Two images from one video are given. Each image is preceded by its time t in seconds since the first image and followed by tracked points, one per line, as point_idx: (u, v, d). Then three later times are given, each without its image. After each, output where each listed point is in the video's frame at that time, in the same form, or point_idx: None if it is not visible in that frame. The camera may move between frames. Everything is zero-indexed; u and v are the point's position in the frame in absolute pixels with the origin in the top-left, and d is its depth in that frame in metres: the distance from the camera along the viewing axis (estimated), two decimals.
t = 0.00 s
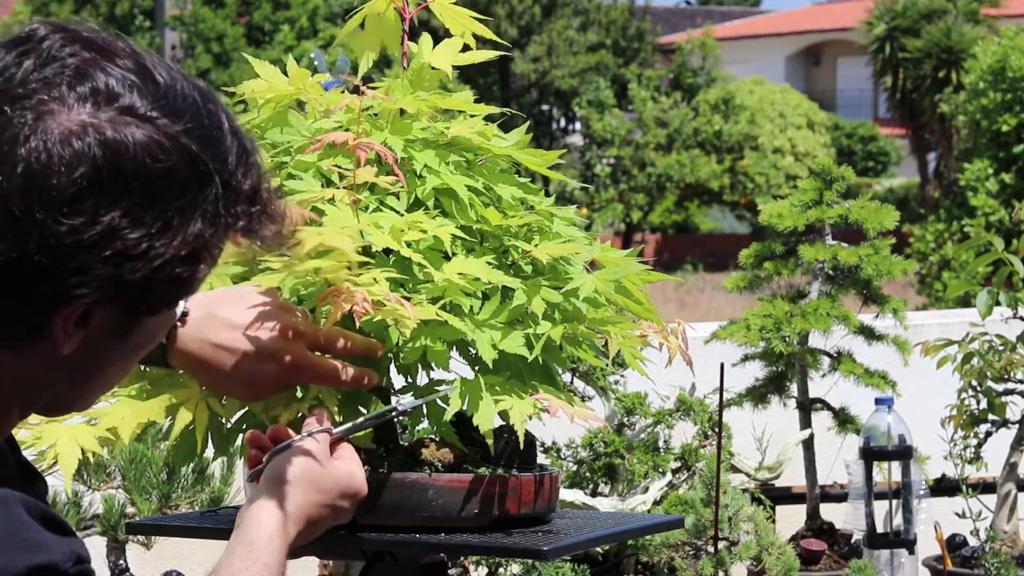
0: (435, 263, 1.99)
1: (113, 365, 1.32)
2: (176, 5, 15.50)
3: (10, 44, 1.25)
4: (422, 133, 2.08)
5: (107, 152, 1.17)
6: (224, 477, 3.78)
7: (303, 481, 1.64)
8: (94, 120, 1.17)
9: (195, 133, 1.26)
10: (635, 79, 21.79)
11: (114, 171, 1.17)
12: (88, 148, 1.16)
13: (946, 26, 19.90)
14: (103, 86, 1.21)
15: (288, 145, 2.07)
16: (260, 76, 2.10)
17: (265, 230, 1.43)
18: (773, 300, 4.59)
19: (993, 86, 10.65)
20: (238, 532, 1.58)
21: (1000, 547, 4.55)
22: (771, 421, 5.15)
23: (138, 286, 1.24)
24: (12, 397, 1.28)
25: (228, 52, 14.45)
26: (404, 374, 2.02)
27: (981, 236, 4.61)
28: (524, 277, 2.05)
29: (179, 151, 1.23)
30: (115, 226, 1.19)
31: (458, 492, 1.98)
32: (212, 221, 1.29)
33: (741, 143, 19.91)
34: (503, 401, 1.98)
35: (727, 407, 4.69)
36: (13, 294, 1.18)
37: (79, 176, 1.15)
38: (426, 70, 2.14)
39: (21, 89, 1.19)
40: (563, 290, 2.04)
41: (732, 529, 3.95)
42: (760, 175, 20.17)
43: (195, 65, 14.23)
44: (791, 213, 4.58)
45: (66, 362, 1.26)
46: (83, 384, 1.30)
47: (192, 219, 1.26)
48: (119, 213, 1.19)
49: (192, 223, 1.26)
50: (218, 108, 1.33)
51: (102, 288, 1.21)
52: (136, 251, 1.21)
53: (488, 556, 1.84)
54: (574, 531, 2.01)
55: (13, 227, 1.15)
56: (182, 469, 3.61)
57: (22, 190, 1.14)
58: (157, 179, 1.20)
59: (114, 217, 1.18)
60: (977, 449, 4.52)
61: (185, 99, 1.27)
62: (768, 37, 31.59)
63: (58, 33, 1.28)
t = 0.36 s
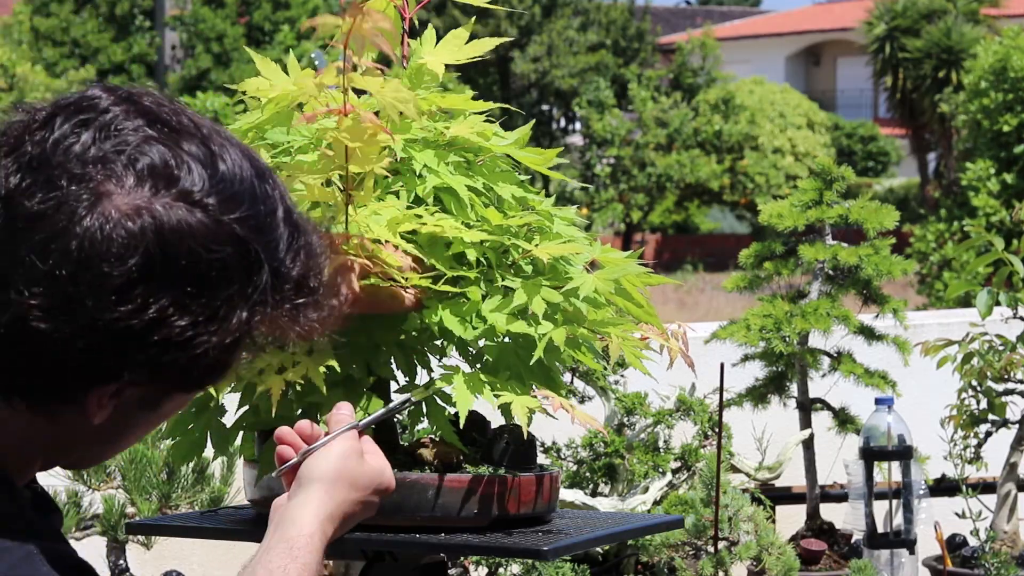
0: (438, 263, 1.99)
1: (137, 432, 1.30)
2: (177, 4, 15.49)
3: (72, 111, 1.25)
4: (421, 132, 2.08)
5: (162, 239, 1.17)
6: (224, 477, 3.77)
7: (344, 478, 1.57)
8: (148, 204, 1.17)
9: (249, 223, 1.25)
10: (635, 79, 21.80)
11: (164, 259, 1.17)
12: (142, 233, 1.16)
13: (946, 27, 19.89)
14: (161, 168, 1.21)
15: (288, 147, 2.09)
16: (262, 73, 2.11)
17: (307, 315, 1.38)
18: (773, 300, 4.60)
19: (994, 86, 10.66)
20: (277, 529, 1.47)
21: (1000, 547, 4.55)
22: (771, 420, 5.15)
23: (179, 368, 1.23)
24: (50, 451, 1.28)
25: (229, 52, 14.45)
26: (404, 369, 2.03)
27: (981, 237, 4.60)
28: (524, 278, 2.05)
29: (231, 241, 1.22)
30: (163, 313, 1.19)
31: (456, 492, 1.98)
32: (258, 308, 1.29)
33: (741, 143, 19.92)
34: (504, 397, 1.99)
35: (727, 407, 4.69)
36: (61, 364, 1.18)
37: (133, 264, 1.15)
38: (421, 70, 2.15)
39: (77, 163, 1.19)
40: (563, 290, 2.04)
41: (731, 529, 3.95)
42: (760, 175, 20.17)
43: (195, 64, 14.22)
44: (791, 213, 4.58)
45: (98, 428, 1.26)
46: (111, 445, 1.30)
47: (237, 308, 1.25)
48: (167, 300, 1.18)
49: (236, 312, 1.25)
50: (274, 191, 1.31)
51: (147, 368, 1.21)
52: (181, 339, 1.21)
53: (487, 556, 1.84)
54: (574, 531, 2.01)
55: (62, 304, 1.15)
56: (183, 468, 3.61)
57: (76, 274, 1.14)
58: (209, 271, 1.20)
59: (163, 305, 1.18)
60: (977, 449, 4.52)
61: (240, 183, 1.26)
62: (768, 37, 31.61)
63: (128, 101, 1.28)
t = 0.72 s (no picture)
0: (437, 263, 1.99)
1: (128, 385, 1.30)
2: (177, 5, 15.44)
3: (26, 74, 1.26)
4: (421, 133, 2.07)
5: (142, 180, 1.18)
6: (224, 478, 3.77)
7: (343, 471, 1.56)
8: (121, 149, 1.18)
9: (220, 154, 1.27)
10: (635, 79, 21.80)
11: (147, 199, 1.18)
12: (121, 178, 1.16)
13: (946, 27, 19.89)
14: (126, 114, 1.22)
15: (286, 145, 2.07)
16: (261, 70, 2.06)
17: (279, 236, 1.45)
18: (773, 300, 4.60)
19: (994, 86, 10.67)
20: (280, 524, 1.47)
21: (1000, 547, 4.55)
22: (771, 421, 5.15)
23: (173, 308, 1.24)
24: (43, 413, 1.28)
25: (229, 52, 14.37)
26: (404, 371, 2.02)
27: (981, 237, 4.60)
28: (524, 278, 2.05)
29: (206, 173, 1.24)
30: (151, 254, 1.20)
31: (457, 492, 1.97)
32: (239, 239, 1.30)
33: (741, 143, 19.91)
34: (506, 398, 1.99)
35: (727, 407, 4.69)
36: (51, 322, 1.18)
37: (118, 208, 1.16)
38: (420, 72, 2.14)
39: (44, 121, 1.19)
40: (563, 290, 2.04)
41: (731, 530, 3.95)
42: (760, 175, 20.16)
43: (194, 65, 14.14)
44: (791, 213, 4.58)
45: (98, 381, 1.26)
46: (104, 399, 1.29)
47: (219, 239, 1.27)
48: (154, 241, 1.20)
49: (219, 243, 1.27)
50: (231, 121, 1.34)
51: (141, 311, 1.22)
52: (171, 276, 1.22)
53: (488, 556, 1.84)
54: (574, 531, 2.01)
55: (50, 263, 1.15)
56: (183, 468, 3.61)
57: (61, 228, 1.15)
58: (190, 205, 1.22)
59: (150, 245, 1.19)
60: (977, 450, 4.52)
61: (201, 117, 1.28)
62: (768, 37, 31.62)
63: (74, 59, 1.29)
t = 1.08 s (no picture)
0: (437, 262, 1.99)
1: (81, 314, 1.27)
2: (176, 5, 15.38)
3: None
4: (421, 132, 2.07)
5: (49, 92, 1.15)
6: (224, 477, 3.77)
7: (292, 479, 1.43)
8: (23, 67, 1.15)
9: (125, 58, 1.25)
10: (635, 78, 21.80)
11: (58, 114, 1.15)
12: (27, 96, 1.13)
13: (946, 27, 19.88)
14: (25, 34, 1.19)
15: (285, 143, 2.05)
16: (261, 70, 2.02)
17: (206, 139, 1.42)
18: (773, 300, 4.60)
19: (994, 86, 10.68)
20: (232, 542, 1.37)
21: (1000, 547, 4.55)
22: (771, 421, 5.15)
23: (102, 219, 1.20)
24: None
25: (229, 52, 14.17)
26: (403, 370, 2.02)
27: (982, 237, 4.59)
28: (524, 278, 2.05)
29: (115, 79, 1.21)
30: (71, 164, 1.16)
31: (456, 492, 1.97)
32: (160, 138, 1.28)
33: (741, 143, 19.90)
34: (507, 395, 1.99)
35: (727, 407, 4.69)
36: None
37: (28, 122, 1.13)
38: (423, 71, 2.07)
39: None
40: (563, 289, 2.04)
41: (731, 530, 3.95)
42: (759, 175, 20.16)
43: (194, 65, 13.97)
44: (791, 213, 4.58)
45: (43, 309, 1.22)
46: (49, 333, 1.24)
47: (138, 139, 1.24)
48: (71, 150, 1.16)
49: (139, 143, 1.24)
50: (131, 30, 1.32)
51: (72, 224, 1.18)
52: (93, 185, 1.18)
53: (488, 555, 1.84)
54: (574, 531, 2.01)
55: None
56: (183, 468, 3.61)
57: None
58: (100, 110, 1.19)
59: (67, 155, 1.16)
60: (977, 450, 4.51)
61: (98, 26, 1.26)
62: (768, 37, 31.63)
63: None
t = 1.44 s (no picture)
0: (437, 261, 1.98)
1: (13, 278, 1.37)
2: (177, 5, 15.24)
3: None
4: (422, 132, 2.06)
5: None
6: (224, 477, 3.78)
7: (213, 479, 1.48)
8: None
9: (39, 23, 1.36)
10: (635, 78, 21.79)
11: None
12: None
13: (946, 27, 19.87)
14: None
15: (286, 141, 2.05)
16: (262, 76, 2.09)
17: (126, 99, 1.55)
18: (773, 300, 4.60)
19: (993, 86, 10.70)
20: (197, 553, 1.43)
21: (1000, 547, 4.55)
22: (771, 421, 5.15)
23: (26, 179, 1.29)
24: None
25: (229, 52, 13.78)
26: (402, 369, 2.03)
27: (982, 238, 4.59)
28: (524, 277, 2.06)
29: (29, 42, 1.33)
30: None
31: (455, 492, 1.97)
32: (79, 101, 1.39)
33: (741, 143, 19.89)
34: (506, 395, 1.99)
35: (727, 407, 4.69)
36: None
37: None
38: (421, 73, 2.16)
39: None
40: (563, 290, 2.04)
41: (732, 529, 3.94)
42: (760, 175, 20.16)
43: (194, 65, 13.72)
44: (791, 213, 4.57)
45: None
46: None
47: (59, 99, 1.35)
48: None
49: (58, 104, 1.34)
50: None
51: None
52: (10, 142, 1.29)
53: (487, 556, 1.84)
54: (574, 531, 2.01)
55: None
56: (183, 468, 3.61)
57: None
58: (15, 69, 1.30)
59: None
60: (977, 450, 4.51)
61: None
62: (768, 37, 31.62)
63: None
